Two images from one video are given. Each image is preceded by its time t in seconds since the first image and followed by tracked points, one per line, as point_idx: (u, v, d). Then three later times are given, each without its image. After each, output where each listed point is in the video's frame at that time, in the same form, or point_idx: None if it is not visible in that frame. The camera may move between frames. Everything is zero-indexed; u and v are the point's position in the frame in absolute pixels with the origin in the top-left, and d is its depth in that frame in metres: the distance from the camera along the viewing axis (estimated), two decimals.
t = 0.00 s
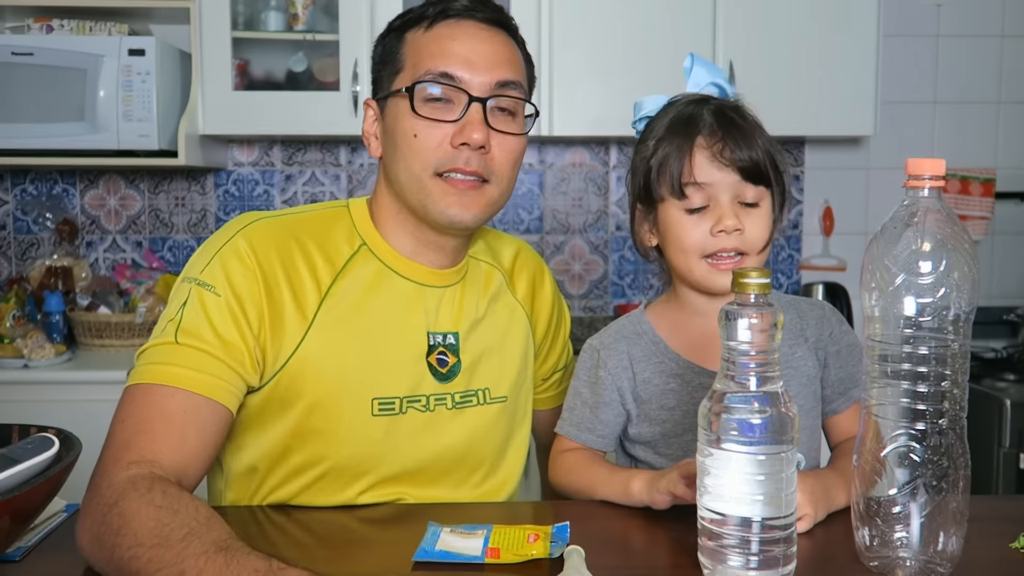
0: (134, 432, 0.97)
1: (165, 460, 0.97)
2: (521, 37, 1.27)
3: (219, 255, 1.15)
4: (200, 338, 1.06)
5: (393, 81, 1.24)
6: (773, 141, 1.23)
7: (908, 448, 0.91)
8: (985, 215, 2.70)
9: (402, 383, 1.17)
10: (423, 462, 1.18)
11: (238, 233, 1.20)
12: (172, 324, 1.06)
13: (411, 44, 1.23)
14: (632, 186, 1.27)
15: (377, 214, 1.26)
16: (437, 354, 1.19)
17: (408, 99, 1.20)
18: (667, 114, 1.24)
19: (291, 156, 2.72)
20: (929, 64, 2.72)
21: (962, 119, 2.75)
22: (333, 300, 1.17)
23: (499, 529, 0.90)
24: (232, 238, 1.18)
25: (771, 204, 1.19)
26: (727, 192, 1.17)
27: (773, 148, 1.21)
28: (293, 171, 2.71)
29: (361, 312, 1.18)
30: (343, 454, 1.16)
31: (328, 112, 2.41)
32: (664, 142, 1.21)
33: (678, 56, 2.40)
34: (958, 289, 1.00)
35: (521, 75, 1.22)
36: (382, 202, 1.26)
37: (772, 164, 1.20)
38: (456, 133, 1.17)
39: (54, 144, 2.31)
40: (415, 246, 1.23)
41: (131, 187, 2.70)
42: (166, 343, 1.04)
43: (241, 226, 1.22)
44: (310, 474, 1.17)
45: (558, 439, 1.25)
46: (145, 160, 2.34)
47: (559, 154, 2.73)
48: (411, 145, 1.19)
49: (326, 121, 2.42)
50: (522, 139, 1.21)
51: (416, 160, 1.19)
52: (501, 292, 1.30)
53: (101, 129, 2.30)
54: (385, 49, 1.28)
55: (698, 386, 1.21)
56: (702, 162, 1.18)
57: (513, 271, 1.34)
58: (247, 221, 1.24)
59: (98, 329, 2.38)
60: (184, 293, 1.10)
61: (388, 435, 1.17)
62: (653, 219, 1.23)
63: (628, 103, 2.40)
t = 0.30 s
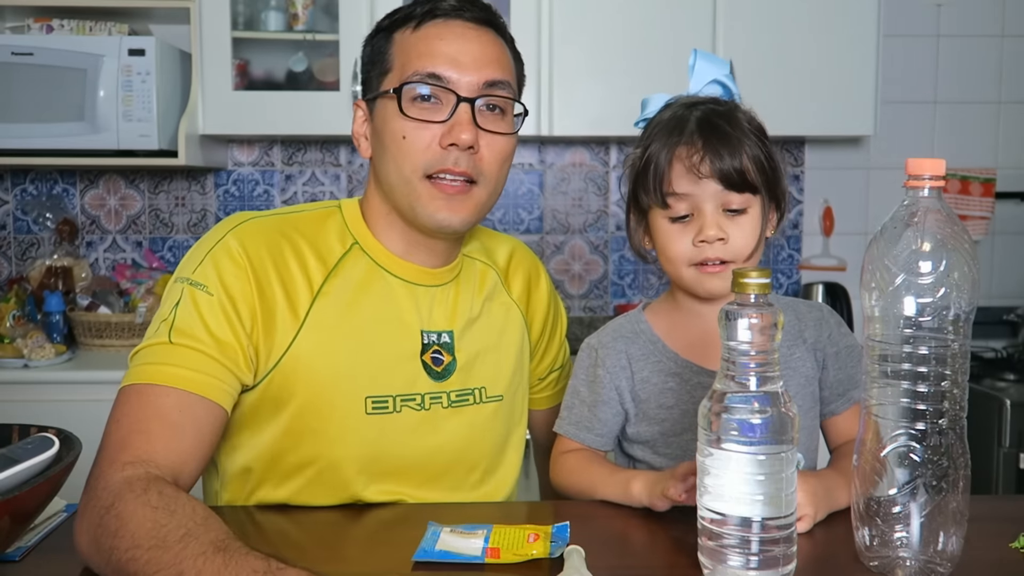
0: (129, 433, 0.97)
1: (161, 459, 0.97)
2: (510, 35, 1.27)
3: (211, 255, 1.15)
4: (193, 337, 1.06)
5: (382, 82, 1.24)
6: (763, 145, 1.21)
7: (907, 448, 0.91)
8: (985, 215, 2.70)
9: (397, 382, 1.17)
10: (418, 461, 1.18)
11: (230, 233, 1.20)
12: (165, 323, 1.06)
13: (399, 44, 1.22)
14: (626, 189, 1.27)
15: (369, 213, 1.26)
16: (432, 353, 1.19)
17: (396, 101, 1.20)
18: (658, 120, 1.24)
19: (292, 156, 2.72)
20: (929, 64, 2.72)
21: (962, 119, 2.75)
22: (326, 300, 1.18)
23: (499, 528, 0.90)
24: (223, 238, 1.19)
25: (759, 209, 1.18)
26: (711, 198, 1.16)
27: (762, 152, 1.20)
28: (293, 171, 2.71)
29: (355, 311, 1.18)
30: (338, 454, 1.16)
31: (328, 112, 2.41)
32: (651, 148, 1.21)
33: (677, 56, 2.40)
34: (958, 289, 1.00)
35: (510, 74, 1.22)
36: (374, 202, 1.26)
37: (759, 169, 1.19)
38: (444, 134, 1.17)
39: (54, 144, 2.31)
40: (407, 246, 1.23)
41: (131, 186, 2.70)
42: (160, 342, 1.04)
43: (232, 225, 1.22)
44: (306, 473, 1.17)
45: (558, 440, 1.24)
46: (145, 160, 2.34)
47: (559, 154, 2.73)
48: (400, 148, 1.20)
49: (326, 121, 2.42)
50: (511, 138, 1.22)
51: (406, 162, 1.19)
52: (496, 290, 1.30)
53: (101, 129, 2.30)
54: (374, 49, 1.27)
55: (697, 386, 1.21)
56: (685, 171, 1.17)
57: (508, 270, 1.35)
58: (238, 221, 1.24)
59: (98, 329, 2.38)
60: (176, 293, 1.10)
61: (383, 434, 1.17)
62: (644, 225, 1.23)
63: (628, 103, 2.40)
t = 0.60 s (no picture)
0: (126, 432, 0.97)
1: (161, 459, 0.96)
2: (503, 34, 1.27)
3: (206, 255, 1.15)
4: (191, 337, 1.06)
5: (375, 83, 1.24)
6: (763, 148, 1.21)
7: (908, 448, 0.91)
8: (985, 215, 2.70)
9: (394, 381, 1.17)
10: (417, 459, 1.18)
11: (224, 233, 1.20)
12: (162, 323, 1.07)
13: (390, 45, 1.22)
14: (627, 190, 1.27)
15: (364, 213, 1.26)
16: (430, 352, 1.20)
17: (387, 102, 1.20)
18: (659, 122, 1.23)
19: (292, 156, 2.72)
20: (929, 64, 2.72)
21: (962, 119, 2.75)
22: (322, 299, 1.18)
23: (499, 528, 0.90)
24: (218, 238, 1.19)
25: (759, 213, 1.17)
26: (710, 203, 1.16)
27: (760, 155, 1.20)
28: (293, 171, 2.71)
29: (352, 310, 1.18)
30: (336, 452, 1.16)
31: (328, 112, 2.41)
32: (653, 149, 1.21)
33: (677, 55, 2.40)
34: (958, 289, 1.00)
35: (501, 73, 1.22)
36: (367, 203, 1.26)
37: (758, 173, 1.18)
38: (436, 135, 1.18)
39: (54, 144, 2.31)
40: (402, 245, 1.23)
41: (131, 186, 2.70)
42: (158, 343, 1.04)
43: (227, 225, 1.22)
44: (303, 473, 1.17)
45: (561, 443, 1.24)
46: (145, 160, 2.34)
47: (559, 154, 2.73)
48: (393, 150, 1.20)
49: (326, 121, 2.42)
50: (504, 137, 1.22)
51: (400, 164, 1.19)
52: (494, 289, 1.30)
53: (101, 129, 2.30)
54: (366, 49, 1.27)
55: (698, 386, 1.21)
56: (685, 176, 1.17)
57: (506, 269, 1.35)
58: (233, 221, 1.24)
59: (98, 329, 2.38)
60: (173, 294, 1.10)
61: (381, 433, 1.17)
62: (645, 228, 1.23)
63: (628, 103, 2.40)
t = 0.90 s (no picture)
0: (117, 426, 0.95)
1: (152, 436, 0.96)
2: (505, 34, 1.27)
3: (206, 253, 1.15)
4: (190, 334, 1.05)
5: (377, 86, 1.24)
6: (772, 157, 1.21)
7: (907, 448, 0.91)
8: (985, 215, 2.69)
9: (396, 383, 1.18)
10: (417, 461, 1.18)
11: (225, 231, 1.20)
12: (161, 320, 1.06)
13: (392, 46, 1.22)
14: (635, 192, 1.28)
15: (367, 215, 1.26)
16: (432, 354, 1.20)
17: (391, 106, 1.19)
18: (673, 124, 1.23)
19: (292, 156, 2.72)
20: (929, 64, 2.72)
21: (962, 119, 2.75)
22: (322, 301, 1.18)
23: (499, 528, 0.90)
24: (218, 236, 1.19)
25: (765, 225, 1.18)
26: (719, 212, 1.16)
27: (770, 165, 1.20)
28: (293, 171, 2.71)
29: (352, 312, 1.19)
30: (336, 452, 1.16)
31: (328, 112, 2.41)
32: (665, 153, 1.21)
33: (677, 55, 2.40)
34: (958, 289, 1.00)
35: (505, 75, 1.22)
36: (370, 206, 1.26)
37: (767, 185, 1.19)
38: (441, 139, 1.17)
39: (54, 144, 2.31)
40: (404, 248, 1.23)
41: (131, 186, 2.70)
42: (156, 340, 1.03)
43: (229, 224, 1.22)
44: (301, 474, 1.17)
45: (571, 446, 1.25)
46: (145, 160, 2.34)
47: (559, 154, 2.73)
48: (398, 154, 1.19)
49: (326, 121, 2.42)
50: (508, 140, 1.22)
51: (405, 168, 1.19)
52: (498, 291, 1.30)
53: (101, 129, 2.30)
54: (368, 51, 1.27)
55: (697, 384, 1.21)
56: (694, 186, 1.17)
57: (509, 271, 1.35)
58: (235, 220, 1.24)
59: (97, 329, 2.38)
60: (172, 292, 1.10)
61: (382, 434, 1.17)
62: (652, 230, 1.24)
63: (628, 103, 2.40)
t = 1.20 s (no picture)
0: (154, 421, 1.02)
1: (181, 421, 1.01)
2: (507, 29, 1.28)
3: (212, 253, 1.18)
4: (208, 332, 1.09)
5: (378, 85, 1.24)
6: (783, 166, 1.22)
7: (907, 448, 0.91)
8: (985, 215, 2.70)
9: (397, 384, 1.18)
10: (420, 462, 1.19)
11: (227, 231, 1.22)
12: (177, 322, 1.09)
13: (394, 45, 1.22)
14: (648, 190, 1.30)
15: (368, 214, 1.27)
16: (435, 356, 1.20)
17: (392, 106, 1.19)
18: (691, 127, 1.24)
19: (292, 156, 2.72)
20: (929, 64, 2.72)
21: (962, 119, 2.75)
22: (325, 300, 1.20)
23: (499, 528, 0.90)
24: (221, 236, 1.21)
25: (773, 235, 1.20)
26: (728, 221, 1.18)
27: (782, 174, 1.22)
28: (293, 171, 2.71)
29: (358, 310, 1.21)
30: (338, 452, 1.17)
31: (327, 112, 2.41)
32: (680, 158, 1.22)
33: (677, 54, 2.40)
34: (958, 289, 1.00)
35: (508, 75, 1.22)
36: (374, 204, 1.26)
37: (778, 194, 1.20)
38: (443, 139, 1.17)
39: (55, 144, 2.31)
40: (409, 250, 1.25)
41: (131, 186, 2.70)
42: (176, 341, 1.08)
43: (231, 223, 1.24)
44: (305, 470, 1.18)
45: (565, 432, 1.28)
46: (145, 160, 2.34)
47: (559, 154, 2.73)
48: (399, 154, 1.19)
49: (326, 120, 2.42)
50: (511, 140, 1.20)
51: (407, 168, 1.19)
52: (503, 294, 1.30)
53: (101, 129, 2.30)
54: (370, 49, 1.27)
55: (698, 378, 1.26)
56: (706, 193, 1.19)
57: (515, 273, 1.34)
58: (237, 219, 1.26)
59: (97, 329, 2.38)
60: (183, 293, 1.13)
61: (383, 435, 1.17)
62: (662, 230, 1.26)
63: (628, 103, 2.40)
